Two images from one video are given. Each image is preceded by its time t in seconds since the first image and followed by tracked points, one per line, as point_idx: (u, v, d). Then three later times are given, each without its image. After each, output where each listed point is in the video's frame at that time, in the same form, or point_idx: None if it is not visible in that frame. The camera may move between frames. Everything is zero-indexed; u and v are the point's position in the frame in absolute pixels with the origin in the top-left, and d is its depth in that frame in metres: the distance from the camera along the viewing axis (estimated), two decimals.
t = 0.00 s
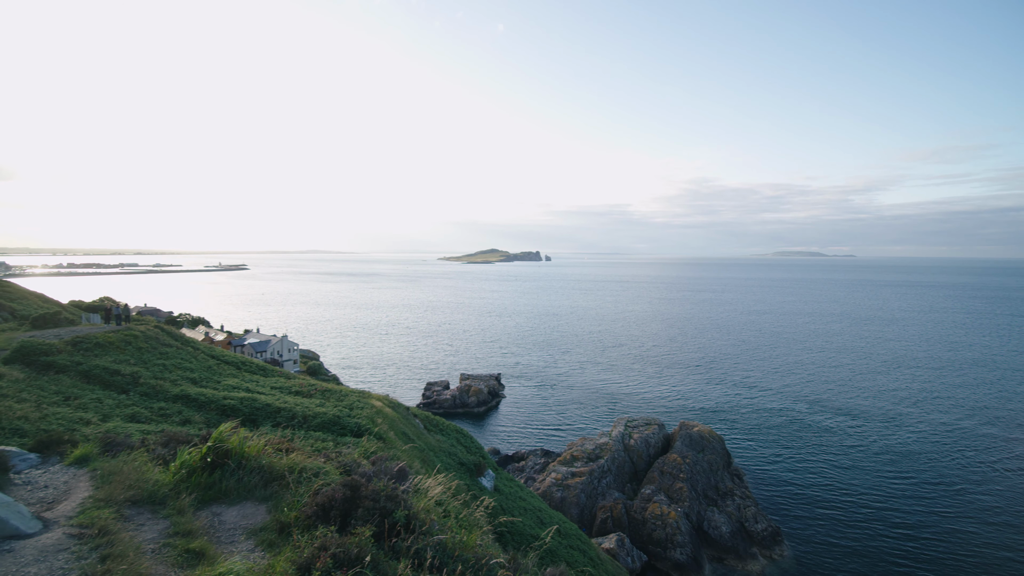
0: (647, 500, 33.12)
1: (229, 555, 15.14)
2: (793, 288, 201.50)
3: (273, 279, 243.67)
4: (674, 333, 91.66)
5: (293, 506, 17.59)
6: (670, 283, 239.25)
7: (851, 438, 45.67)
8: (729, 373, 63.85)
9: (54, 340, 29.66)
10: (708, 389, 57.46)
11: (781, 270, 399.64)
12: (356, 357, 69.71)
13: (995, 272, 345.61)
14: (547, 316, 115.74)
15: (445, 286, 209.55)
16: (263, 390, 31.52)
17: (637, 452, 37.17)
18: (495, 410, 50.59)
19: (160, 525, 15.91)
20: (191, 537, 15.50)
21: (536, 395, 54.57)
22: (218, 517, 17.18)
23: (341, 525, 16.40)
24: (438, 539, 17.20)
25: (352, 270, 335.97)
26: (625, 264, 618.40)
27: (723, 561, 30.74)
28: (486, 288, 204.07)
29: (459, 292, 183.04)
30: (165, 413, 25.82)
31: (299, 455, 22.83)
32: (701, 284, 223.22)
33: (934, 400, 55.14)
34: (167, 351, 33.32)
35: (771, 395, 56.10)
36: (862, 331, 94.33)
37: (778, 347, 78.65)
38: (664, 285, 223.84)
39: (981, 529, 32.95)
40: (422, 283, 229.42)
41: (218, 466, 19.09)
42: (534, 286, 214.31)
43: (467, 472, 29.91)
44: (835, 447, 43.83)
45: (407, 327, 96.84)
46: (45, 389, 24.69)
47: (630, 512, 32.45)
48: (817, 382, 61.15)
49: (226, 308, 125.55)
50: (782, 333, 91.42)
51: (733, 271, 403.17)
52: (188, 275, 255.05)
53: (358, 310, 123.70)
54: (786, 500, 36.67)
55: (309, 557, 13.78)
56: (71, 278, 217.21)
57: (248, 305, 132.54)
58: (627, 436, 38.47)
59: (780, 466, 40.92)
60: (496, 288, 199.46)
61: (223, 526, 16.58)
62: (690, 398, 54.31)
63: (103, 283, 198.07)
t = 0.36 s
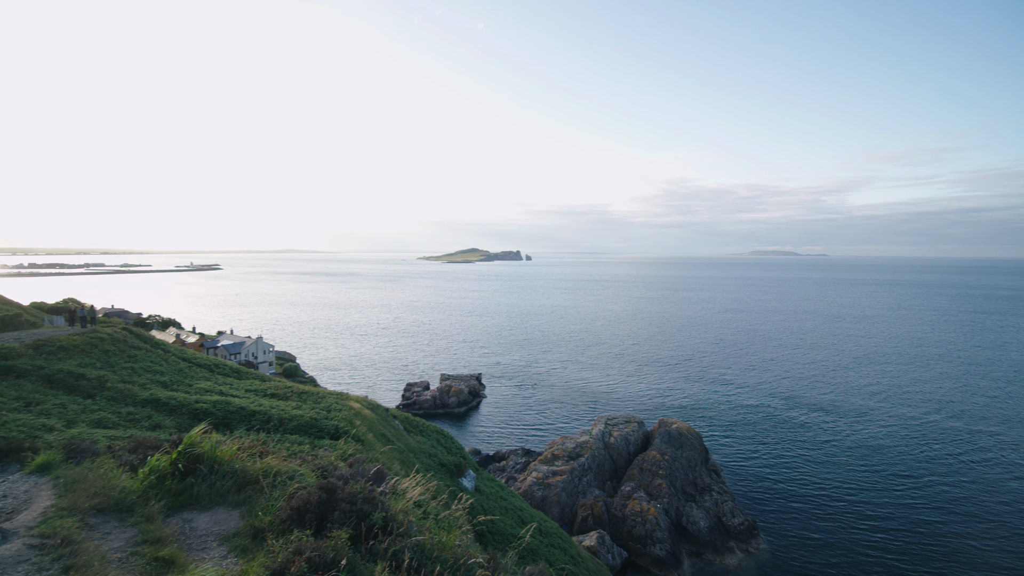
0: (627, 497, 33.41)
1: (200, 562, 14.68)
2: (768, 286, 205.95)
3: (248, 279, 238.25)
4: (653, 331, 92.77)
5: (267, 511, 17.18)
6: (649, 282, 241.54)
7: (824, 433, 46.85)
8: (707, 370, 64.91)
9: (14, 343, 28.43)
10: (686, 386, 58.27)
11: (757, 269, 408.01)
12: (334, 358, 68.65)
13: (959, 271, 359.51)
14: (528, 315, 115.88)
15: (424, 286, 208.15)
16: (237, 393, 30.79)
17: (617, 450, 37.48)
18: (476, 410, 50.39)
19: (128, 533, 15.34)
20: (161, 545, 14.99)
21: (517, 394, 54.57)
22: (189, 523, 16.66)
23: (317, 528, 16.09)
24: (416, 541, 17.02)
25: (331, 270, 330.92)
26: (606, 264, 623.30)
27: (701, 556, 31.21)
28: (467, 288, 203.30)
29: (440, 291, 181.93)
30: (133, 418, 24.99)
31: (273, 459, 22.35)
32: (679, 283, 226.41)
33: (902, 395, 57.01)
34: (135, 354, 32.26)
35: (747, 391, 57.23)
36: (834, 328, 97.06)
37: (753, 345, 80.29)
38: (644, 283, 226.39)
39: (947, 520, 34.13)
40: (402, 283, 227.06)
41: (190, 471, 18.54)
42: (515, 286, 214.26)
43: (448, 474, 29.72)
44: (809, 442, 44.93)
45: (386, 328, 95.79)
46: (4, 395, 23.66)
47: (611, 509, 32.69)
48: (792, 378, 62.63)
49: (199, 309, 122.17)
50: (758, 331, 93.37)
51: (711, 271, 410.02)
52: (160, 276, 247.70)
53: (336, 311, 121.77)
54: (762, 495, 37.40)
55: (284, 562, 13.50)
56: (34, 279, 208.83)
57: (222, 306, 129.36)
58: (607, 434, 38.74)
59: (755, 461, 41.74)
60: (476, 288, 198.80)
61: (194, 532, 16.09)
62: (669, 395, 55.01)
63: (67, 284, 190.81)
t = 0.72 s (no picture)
0: (607, 494, 33.67)
1: (168, 571, 14.17)
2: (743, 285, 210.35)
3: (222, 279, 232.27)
4: (632, 330, 93.76)
5: (240, 516, 16.73)
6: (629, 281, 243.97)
7: (797, 428, 48.00)
8: (684, 368, 65.91)
9: None
10: (665, 384, 59.03)
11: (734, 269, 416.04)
12: (311, 360, 67.43)
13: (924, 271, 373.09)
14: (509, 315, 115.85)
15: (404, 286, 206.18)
16: (210, 396, 30.00)
17: (596, 448, 37.72)
18: (456, 411, 50.14)
19: (91, 542, 14.71)
20: (127, 553, 14.44)
21: (497, 394, 54.48)
22: (157, 530, 16.09)
23: (291, 532, 15.75)
24: (393, 543, 16.80)
25: (309, 271, 325.22)
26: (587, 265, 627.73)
27: (679, 551, 31.64)
28: (447, 287, 202.33)
29: (418, 291, 180.75)
30: (99, 424, 24.09)
31: (246, 463, 21.80)
32: (658, 282, 229.11)
33: (871, 390, 58.80)
34: (101, 357, 31.10)
35: (723, 388, 58.31)
36: (806, 326, 99.70)
37: (730, 342, 81.77)
38: (623, 282, 228.51)
39: (914, 511, 35.32)
40: (381, 283, 224.53)
41: (158, 477, 17.84)
42: (496, 285, 213.83)
43: (427, 475, 29.47)
44: (782, 437, 45.99)
45: (365, 329, 94.52)
46: None
47: (591, 507, 32.87)
48: (766, 375, 64.03)
49: (169, 311, 118.53)
50: (734, 329, 95.17)
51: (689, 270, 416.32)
52: (129, 277, 239.69)
53: (313, 312, 119.66)
54: (737, 490, 38.08)
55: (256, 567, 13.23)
56: None
57: (194, 307, 125.85)
58: (587, 432, 38.97)
59: (731, 457, 42.52)
60: (457, 287, 197.90)
61: (163, 540, 15.55)
62: (647, 393, 55.66)
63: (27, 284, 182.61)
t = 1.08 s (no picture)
0: (586, 492, 33.85)
1: None
2: (720, 284, 214.46)
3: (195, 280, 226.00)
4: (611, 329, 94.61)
5: (210, 522, 16.22)
6: (608, 280, 245.82)
7: (772, 424, 49.06)
8: (663, 366, 66.78)
9: None
10: (643, 382, 59.70)
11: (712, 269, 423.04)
12: (287, 362, 66.15)
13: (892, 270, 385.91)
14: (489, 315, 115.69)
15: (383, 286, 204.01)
16: (180, 400, 29.15)
17: (576, 446, 37.91)
18: (435, 412, 49.79)
19: (50, 552, 13.99)
20: (89, 564, 13.81)
21: (477, 395, 54.33)
22: (123, 537, 15.45)
23: (263, 537, 15.36)
24: (369, 545, 16.56)
25: (286, 271, 319.52)
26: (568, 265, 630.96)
27: (658, 547, 32.01)
28: (427, 287, 201.00)
29: (398, 291, 179.06)
30: (61, 430, 23.14)
31: (217, 467, 21.21)
32: (637, 281, 231.38)
33: (841, 386, 60.49)
34: (64, 361, 29.93)
35: (700, 386, 59.27)
36: (780, 323, 102.21)
37: (707, 341, 83.13)
38: (603, 282, 230.24)
39: (883, 503, 36.43)
40: (361, 283, 221.84)
41: (124, 483, 17.10)
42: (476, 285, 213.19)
43: (405, 477, 29.18)
44: (757, 433, 46.94)
45: (342, 330, 93.16)
46: None
47: (571, 505, 33.00)
48: (742, 372, 65.32)
49: (138, 312, 114.78)
50: (711, 327, 96.87)
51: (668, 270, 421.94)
52: (94, 277, 231.15)
53: (289, 313, 117.29)
54: (713, 486, 38.69)
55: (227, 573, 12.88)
56: None
57: (164, 308, 122.16)
58: (566, 431, 39.13)
59: (708, 453, 43.20)
60: (437, 287, 196.67)
61: (128, 548, 14.92)
62: (626, 392, 56.21)
63: None
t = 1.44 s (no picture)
0: (565, 491, 33.97)
1: None
2: (696, 283, 218.63)
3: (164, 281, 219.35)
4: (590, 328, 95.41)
5: (177, 530, 15.60)
6: (586, 279, 247.73)
7: (746, 420, 50.09)
8: (640, 365, 67.53)
9: None
10: (621, 381, 60.27)
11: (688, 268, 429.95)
12: (260, 365, 64.60)
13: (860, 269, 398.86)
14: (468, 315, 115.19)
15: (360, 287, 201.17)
16: (147, 406, 28.16)
17: (555, 445, 38.03)
18: (413, 413, 49.31)
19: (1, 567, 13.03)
20: None
21: (456, 395, 54.01)
22: (83, 548, 14.57)
23: (233, 544, 14.90)
24: (343, 549, 16.25)
25: (260, 272, 312.37)
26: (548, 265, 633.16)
27: (636, 543, 32.33)
28: (405, 287, 199.03)
29: (375, 292, 176.83)
30: (18, 438, 22.05)
31: (184, 474, 20.53)
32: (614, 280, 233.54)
33: (812, 382, 62.17)
34: (20, 366, 28.57)
35: (676, 383, 60.16)
36: (754, 321, 104.71)
37: (683, 339, 84.41)
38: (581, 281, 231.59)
39: (852, 496, 37.55)
40: (338, 283, 218.70)
41: (84, 492, 16.13)
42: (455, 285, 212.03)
43: (382, 480, 28.81)
44: (732, 430, 47.86)
45: (317, 331, 91.43)
46: None
47: (550, 504, 33.09)
48: (717, 369, 66.61)
49: (102, 315, 110.79)
50: (687, 325, 98.39)
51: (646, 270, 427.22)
52: (55, 278, 221.62)
53: (263, 314, 114.87)
54: (690, 482, 39.27)
55: None
56: None
57: (130, 310, 118.15)
58: (545, 431, 39.21)
59: (684, 450, 43.84)
60: (416, 287, 195.32)
61: (89, 560, 14.09)
62: (605, 390, 56.67)
63: None
